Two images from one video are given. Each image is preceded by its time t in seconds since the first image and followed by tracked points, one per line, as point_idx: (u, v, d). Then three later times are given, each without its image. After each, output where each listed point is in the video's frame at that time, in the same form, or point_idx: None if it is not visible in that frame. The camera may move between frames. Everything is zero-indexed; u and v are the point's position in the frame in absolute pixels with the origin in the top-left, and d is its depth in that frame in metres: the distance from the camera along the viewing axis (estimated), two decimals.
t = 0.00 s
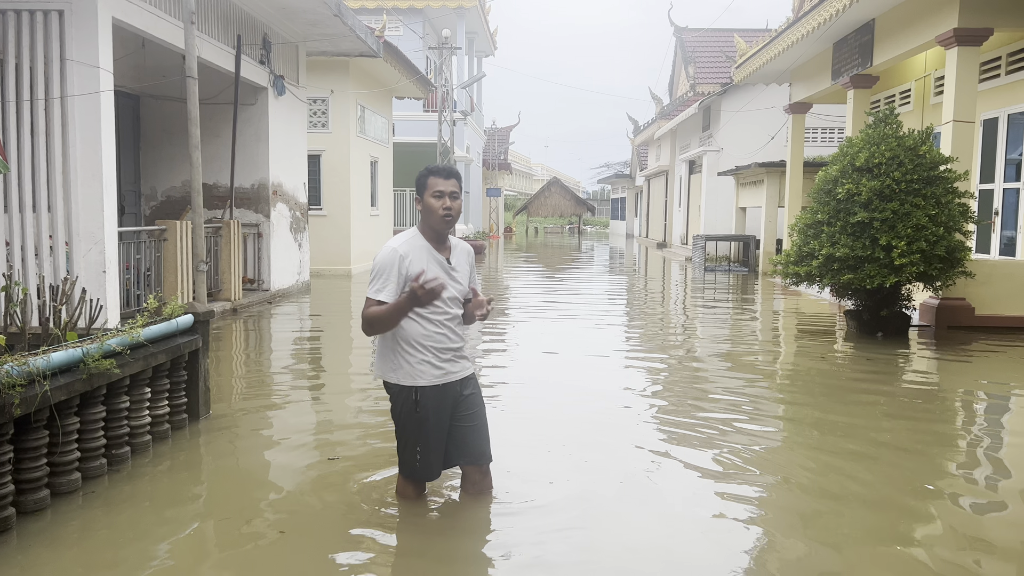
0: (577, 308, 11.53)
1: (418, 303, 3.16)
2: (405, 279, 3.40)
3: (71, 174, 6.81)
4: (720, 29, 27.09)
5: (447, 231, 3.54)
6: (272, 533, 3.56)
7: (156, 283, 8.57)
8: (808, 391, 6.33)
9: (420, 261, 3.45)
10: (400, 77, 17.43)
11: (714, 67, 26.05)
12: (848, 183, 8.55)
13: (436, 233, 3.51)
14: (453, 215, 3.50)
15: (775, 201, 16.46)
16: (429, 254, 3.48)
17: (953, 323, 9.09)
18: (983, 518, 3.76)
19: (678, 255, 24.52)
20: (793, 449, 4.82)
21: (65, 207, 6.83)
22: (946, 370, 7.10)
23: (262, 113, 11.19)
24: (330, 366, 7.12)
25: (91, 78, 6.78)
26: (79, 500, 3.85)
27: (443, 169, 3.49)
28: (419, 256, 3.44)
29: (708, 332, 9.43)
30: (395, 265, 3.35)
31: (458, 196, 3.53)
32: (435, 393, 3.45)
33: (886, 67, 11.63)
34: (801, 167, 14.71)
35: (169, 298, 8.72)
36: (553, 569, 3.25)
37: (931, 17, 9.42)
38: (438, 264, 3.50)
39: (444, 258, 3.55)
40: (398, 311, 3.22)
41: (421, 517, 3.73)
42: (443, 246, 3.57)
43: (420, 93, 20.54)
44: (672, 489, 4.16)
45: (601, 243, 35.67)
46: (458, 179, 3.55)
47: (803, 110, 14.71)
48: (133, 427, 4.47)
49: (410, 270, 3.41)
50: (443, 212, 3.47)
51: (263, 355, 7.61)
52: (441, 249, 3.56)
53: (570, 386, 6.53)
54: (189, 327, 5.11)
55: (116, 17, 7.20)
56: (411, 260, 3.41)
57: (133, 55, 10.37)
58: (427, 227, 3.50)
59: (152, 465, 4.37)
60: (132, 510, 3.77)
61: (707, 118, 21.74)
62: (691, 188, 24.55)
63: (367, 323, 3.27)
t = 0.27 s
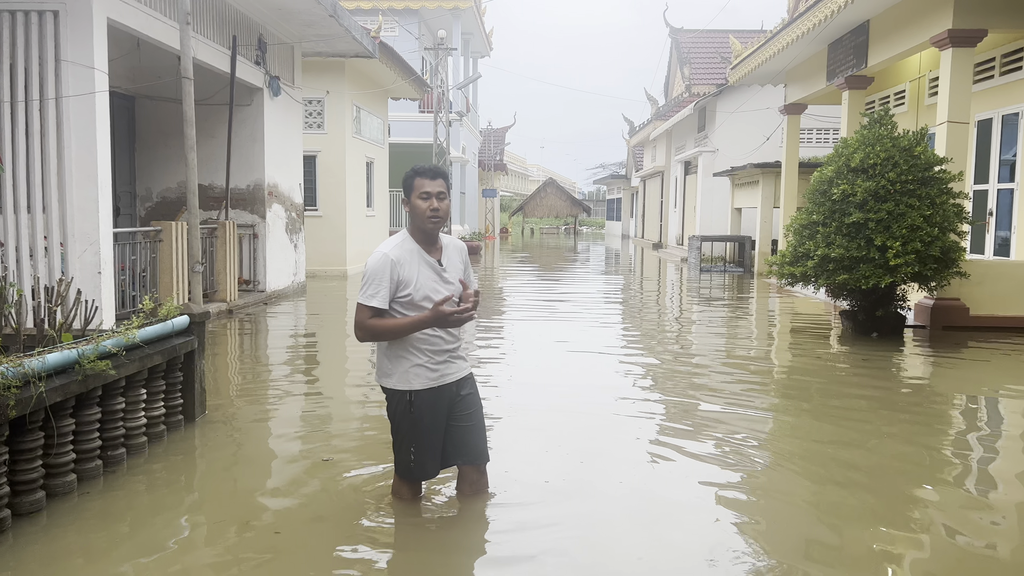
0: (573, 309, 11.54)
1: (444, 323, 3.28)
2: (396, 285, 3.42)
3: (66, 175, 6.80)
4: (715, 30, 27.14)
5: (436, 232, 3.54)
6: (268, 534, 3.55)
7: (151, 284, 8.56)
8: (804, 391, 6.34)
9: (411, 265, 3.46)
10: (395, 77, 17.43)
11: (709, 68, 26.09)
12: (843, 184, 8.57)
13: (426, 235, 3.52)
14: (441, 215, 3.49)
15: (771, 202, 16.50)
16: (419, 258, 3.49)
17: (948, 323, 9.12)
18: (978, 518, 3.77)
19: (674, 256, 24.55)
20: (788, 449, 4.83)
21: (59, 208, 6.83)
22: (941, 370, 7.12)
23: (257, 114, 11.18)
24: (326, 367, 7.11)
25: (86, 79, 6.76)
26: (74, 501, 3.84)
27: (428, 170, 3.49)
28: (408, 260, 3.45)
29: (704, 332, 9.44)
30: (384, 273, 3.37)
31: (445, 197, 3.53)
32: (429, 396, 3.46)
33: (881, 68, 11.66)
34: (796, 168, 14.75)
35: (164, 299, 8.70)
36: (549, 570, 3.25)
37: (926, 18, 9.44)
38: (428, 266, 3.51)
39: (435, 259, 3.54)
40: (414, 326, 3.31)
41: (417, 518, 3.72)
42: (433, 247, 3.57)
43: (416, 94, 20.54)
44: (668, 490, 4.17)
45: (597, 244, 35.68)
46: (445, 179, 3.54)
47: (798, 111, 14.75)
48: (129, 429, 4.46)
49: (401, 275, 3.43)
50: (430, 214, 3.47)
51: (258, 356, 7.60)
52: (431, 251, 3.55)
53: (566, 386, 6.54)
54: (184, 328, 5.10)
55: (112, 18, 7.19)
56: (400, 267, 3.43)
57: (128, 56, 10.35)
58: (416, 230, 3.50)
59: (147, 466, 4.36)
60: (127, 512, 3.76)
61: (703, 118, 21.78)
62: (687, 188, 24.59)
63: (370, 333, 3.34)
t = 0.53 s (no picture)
0: (568, 310, 11.54)
1: (443, 317, 3.36)
2: (389, 287, 3.42)
3: (61, 176, 6.78)
4: (710, 32, 27.20)
5: (427, 233, 3.53)
6: (264, 535, 3.55)
7: (146, 285, 8.54)
8: (799, 391, 6.36)
9: (403, 267, 3.45)
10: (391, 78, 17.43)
11: (705, 69, 26.14)
12: (838, 184, 8.60)
13: (417, 236, 3.51)
14: (430, 214, 3.49)
15: (766, 203, 16.53)
16: (411, 258, 3.49)
17: (943, 323, 9.15)
18: (973, 518, 3.78)
19: (670, 257, 24.56)
20: (784, 449, 4.84)
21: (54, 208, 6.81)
22: (936, 370, 7.14)
23: (253, 114, 11.16)
24: (322, 368, 7.10)
25: (80, 79, 6.74)
26: (69, 503, 3.83)
27: (416, 170, 3.49)
28: (400, 260, 3.45)
29: (699, 333, 9.45)
30: (377, 275, 3.37)
31: (434, 196, 3.52)
32: (423, 397, 3.46)
33: (875, 69, 11.70)
34: (791, 168, 14.77)
35: (159, 299, 8.68)
36: (545, 571, 3.25)
37: (920, 19, 9.47)
38: (421, 266, 3.50)
39: (428, 259, 3.54)
40: (414, 324, 3.36)
41: (413, 518, 3.73)
42: (426, 247, 3.57)
43: (411, 95, 20.54)
44: (664, 490, 4.17)
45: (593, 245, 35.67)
46: (434, 179, 3.53)
47: (793, 112, 14.77)
48: (124, 430, 4.44)
49: (393, 277, 3.42)
50: (419, 214, 3.48)
51: (254, 357, 7.58)
52: (423, 252, 3.55)
53: (561, 386, 6.54)
54: (179, 329, 5.09)
55: (106, 18, 7.17)
56: (393, 269, 3.42)
57: (123, 56, 10.33)
58: (407, 230, 3.50)
59: (143, 468, 4.35)
60: (122, 513, 3.75)
61: (698, 119, 21.81)
62: (682, 190, 24.62)
63: (369, 335, 3.36)
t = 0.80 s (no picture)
0: (564, 310, 11.54)
1: (434, 316, 3.35)
2: (382, 286, 3.43)
3: (56, 176, 6.77)
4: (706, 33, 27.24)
5: (423, 233, 3.52)
6: (259, 536, 3.54)
7: (142, 286, 8.52)
8: (795, 391, 6.36)
9: (397, 266, 3.45)
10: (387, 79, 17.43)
11: (701, 70, 26.16)
12: (834, 185, 8.61)
13: (413, 236, 3.51)
14: (426, 215, 3.49)
15: (762, 203, 16.55)
16: (406, 258, 3.49)
17: (937, 324, 9.17)
18: (967, 518, 3.78)
19: (666, 258, 24.59)
20: (779, 449, 4.84)
21: (49, 209, 6.80)
22: (931, 371, 7.16)
23: (249, 115, 11.15)
24: (318, 368, 7.09)
25: (76, 79, 6.73)
26: (63, 503, 3.82)
27: (413, 170, 3.49)
28: (394, 260, 3.45)
29: (695, 333, 9.46)
30: (369, 274, 3.38)
31: (431, 197, 3.52)
32: (416, 398, 3.45)
33: (871, 70, 11.72)
34: (787, 169, 14.80)
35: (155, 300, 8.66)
36: (540, 571, 3.25)
37: (916, 20, 9.50)
38: (415, 266, 3.50)
39: (423, 260, 3.53)
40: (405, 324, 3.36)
41: (408, 518, 3.73)
42: (422, 248, 3.57)
43: (408, 96, 20.53)
44: (659, 490, 4.18)
45: (589, 245, 35.66)
46: (432, 179, 3.52)
47: (789, 113, 14.80)
48: (119, 431, 4.43)
49: (387, 276, 3.43)
50: (415, 214, 3.47)
51: (250, 357, 7.58)
52: (419, 252, 3.55)
53: (557, 386, 6.54)
54: (175, 329, 5.08)
55: (102, 18, 7.15)
56: (387, 269, 3.43)
57: (119, 57, 10.32)
58: (403, 230, 3.51)
59: (138, 468, 4.34)
60: (116, 514, 3.74)
61: (694, 120, 21.83)
62: (678, 190, 24.64)
63: (361, 334, 3.36)
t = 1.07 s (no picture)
0: (562, 310, 11.54)
1: (425, 302, 3.28)
2: (378, 283, 3.43)
3: (53, 175, 6.75)
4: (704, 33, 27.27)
5: (422, 232, 3.51)
6: (256, 536, 3.54)
7: (139, 286, 8.50)
8: (792, 392, 6.37)
9: (394, 264, 3.46)
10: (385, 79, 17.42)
11: (699, 70, 26.18)
12: (831, 186, 8.62)
13: (411, 234, 3.50)
14: (425, 214, 3.48)
15: (759, 204, 16.56)
16: (403, 257, 3.49)
17: (934, 325, 9.18)
18: (963, 518, 3.78)
19: (663, 258, 24.60)
20: (777, 450, 4.85)
21: (46, 209, 6.78)
22: (928, 371, 7.17)
23: (246, 114, 11.13)
24: (315, 368, 7.09)
25: (72, 79, 6.71)
26: (60, 504, 3.81)
27: (412, 169, 3.48)
28: (391, 259, 3.46)
29: (692, 334, 9.47)
30: (365, 271, 3.40)
31: (430, 195, 3.50)
32: (411, 398, 3.45)
33: (868, 71, 11.74)
34: (784, 170, 14.81)
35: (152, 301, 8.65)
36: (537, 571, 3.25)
37: (913, 21, 9.51)
38: (413, 265, 3.49)
39: (421, 259, 3.52)
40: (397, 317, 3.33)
41: (406, 518, 3.73)
42: (421, 247, 3.56)
43: (405, 96, 20.51)
44: (657, 490, 4.18)
45: (586, 246, 35.67)
46: (432, 178, 3.51)
47: (786, 114, 14.81)
48: (116, 431, 4.42)
49: (383, 274, 3.43)
50: (413, 213, 3.46)
51: (247, 357, 7.57)
52: (418, 250, 3.54)
53: (554, 387, 6.54)
54: (172, 329, 5.07)
55: (99, 17, 7.13)
56: (383, 266, 3.44)
57: (116, 57, 10.30)
58: (402, 229, 3.51)
59: (135, 469, 4.33)
60: (113, 515, 3.73)
61: (692, 121, 21.85)
62: (676, 191, 24.66)
63: (356, 330, 3.36)
